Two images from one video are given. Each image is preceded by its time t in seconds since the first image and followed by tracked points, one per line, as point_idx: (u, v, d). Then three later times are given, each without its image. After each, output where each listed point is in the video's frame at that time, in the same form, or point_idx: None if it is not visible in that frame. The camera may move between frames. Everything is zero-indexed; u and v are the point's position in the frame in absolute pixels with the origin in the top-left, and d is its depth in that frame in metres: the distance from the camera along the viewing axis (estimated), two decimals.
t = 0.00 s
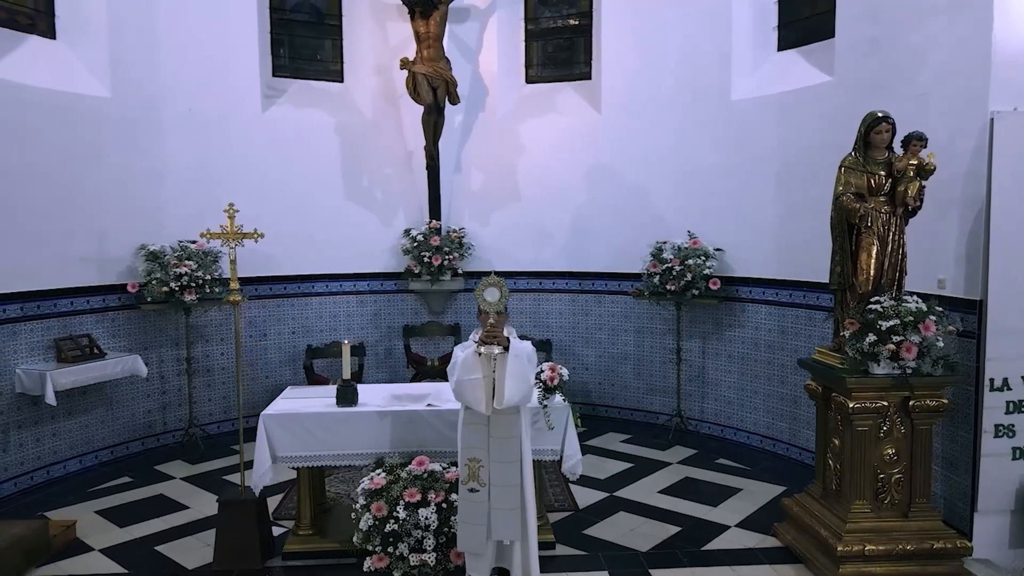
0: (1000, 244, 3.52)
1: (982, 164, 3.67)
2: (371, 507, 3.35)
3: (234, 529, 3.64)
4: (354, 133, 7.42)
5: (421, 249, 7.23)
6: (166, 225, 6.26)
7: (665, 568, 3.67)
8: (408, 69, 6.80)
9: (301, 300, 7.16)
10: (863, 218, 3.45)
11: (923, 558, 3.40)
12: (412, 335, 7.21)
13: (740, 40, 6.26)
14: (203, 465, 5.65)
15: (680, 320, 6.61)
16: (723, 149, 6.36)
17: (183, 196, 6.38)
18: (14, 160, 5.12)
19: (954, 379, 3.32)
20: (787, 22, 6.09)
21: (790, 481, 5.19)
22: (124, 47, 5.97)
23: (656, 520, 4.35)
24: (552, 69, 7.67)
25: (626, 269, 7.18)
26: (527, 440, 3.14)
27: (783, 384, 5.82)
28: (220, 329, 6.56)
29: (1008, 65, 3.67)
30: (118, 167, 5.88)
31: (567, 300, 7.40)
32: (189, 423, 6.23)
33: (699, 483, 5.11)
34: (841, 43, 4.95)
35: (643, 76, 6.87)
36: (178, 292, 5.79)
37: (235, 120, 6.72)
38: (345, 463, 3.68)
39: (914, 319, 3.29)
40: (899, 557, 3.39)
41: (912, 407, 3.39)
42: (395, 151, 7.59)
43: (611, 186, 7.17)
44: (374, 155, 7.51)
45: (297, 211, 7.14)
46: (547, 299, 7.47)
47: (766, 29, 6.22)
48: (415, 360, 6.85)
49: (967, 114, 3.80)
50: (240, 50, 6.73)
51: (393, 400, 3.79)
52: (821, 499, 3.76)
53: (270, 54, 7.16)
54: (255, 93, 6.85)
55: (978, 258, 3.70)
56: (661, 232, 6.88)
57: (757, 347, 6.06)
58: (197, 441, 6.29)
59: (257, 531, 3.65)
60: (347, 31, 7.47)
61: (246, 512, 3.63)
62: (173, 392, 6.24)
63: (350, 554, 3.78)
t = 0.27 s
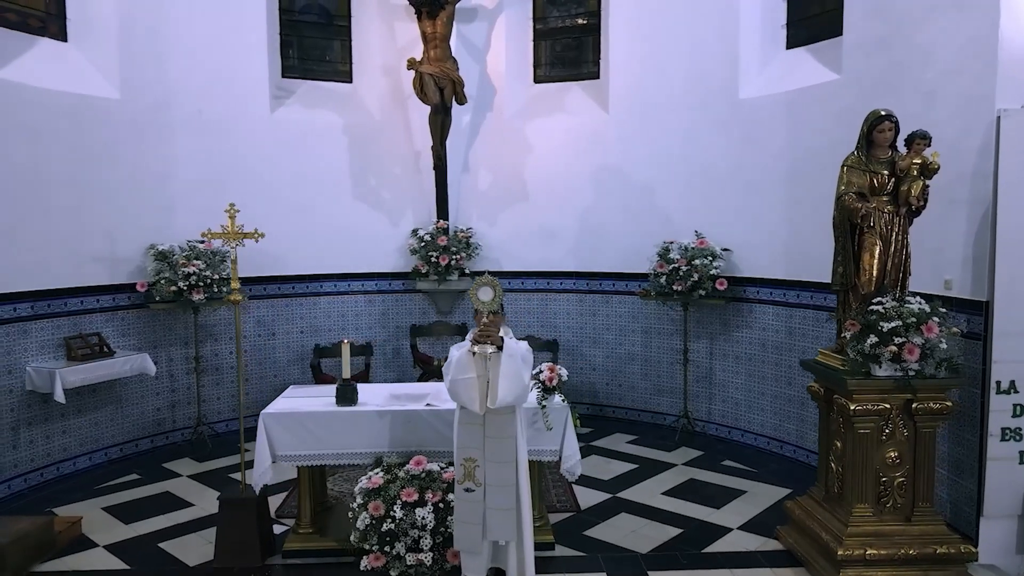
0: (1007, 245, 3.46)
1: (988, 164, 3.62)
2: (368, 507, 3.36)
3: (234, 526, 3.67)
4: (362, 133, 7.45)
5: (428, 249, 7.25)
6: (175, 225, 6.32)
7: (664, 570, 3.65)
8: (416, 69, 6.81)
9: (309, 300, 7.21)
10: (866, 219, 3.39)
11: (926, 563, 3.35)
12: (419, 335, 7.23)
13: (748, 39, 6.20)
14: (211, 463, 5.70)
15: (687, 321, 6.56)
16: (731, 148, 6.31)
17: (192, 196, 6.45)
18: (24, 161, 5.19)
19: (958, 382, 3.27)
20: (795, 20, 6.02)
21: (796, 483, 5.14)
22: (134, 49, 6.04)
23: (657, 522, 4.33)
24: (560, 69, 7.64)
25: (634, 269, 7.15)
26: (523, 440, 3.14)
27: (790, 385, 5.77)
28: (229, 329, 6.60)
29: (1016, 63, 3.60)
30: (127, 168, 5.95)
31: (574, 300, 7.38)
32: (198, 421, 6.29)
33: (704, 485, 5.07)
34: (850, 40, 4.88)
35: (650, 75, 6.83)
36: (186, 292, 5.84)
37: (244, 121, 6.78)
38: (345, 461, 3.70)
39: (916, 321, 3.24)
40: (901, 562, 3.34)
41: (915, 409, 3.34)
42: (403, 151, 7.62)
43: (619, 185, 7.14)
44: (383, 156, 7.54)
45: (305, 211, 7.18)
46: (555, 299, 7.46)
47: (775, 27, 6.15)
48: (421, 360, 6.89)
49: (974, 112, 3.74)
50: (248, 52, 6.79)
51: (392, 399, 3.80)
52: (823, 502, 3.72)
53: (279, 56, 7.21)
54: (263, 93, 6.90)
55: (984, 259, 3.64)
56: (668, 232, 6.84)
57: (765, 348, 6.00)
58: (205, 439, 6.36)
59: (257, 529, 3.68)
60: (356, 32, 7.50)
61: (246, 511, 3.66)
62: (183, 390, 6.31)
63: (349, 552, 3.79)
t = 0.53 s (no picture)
0: (1014, 245, 3.39)
1: (996, 163, 3.55)
2: (365, 506, 3.37)
3: (235, 524, 3.70)
4: (371, 133, 7.49)
5: (436, 249, 7.26)
6: (186, 226, 6.40)
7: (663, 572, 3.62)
8: (423, 70, 6.83)
9: (318, 300, 7.25)
10: (868, 218, 3.33)
11: (930, 570, 3.29)
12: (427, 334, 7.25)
13: (757, 37, 6.14)
14: (219, 461, 5.76)
15: (695, 322, 6.51)
16: (739, 147, 6.25)
17: (203, 196, 6.52)
18: (37, 161, 5.28)
19: (962, 385, 3.21)
20: (805, 17, 5.94)
21: (803, 486, 5.08)
22: (145, 52, 6.12)
23: (660, 524, 4.29)
24: (569, 68, 7.61)
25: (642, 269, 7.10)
26: (518, 440, 3.12)
27: (799, 387, 5.69)
28: (238, 328, 6.65)
29: None
30: (138, 168, 6.04)
31: (583, 300, 7.35)
32: (207, 420, 6.36)
33: (709, 487, 5.02)
34: (858, 38, 4.81)
35: (659, 74, 6.79)
36: (195, 291, 5.91)
37: (254, 122, 6.84)
38: (344, 461, 3.71)
39: (919, 322, 3.18)
40: (904, 567, 3.28)
41: (918, 413, 3.28)
42: (412, 151, 7.64)
43: (627, 185, 7.10)
44: (392, 156, 7.57)
45: (314, 211, 7.23)
46: (563, 299, 7.44)
47: (784, 25, 6.08)
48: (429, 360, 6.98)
49: (982, 111, 3.67)
50: (258, 54, 6.85)
51: (391, 399, 3.81)
52: (826, 506, 3.66)
53: (289, 57, 7.26)
54: (273, 94, 6.96)
55: (991, 260, 3.58)
56: (677, 232, 6.80)
57: (773, 350, 5.94)
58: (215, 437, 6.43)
59: (257, 527, 3.71)
60: (366, 33, 7.53)
61: (246, 509, 3.69)
62: (193, 388, 6.38)
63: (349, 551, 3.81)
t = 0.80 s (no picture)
0: (1022, 245, 3.31)
1: (1003, 162, 3.48)
2: (362, 505, 3.39)
3: (236, 521, 3.74)
4: (382, 133, 7.52)
5: (446, 249, 7.27)
6: (197, 226, 6.48)
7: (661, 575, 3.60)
8: (432, 70, 6.84)
9: (329, 299, 7.30)
10: (871, 217, 3.28)
11: None
12: (436, 334, 7.27)
13: (767, 35, 6.06)
14: (228, 458, 5.83)
15: (704, 322, 6.45)
16: (749, 147, 6.18)
17: (214, 197, 6.60)
18: (50, 163, 5.36)
19: (966, 388, 3.14)
20: (817, 14, 5.85)
21: (810, 489, 5.01)
22: (158, 54, 6.21)
23: (661, 526, 4.26)
24: (580, 68, 7.56)
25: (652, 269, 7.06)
26: (513, 441, 3.12)
27: (808, 388, 5.62)
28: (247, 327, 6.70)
29: None
30: (150, 169, 6.11)
31: (592, 300, 7.32)
32: (217, 417, 6.43)
33: (714, 489, 4.97)
34: (868, 35, 4.74)
35: (669, 73, 6.73)
36: (205, 290, 5.99)
37: (265, 123, 6.91)
38: (343, 460, 3.73)
39: (921, 324, 3.13)
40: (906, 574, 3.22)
41: (921, 416, 3.22)
42: (422, 151, 7.66)
43: (637, 185, 7.06)
44: (402, 156, 7.60)
45: (325, 211, 7.28)
46: (572, 299, 7.42)
47: (796, 22, 5.98)
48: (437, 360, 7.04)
49: (990, 108, 3.59)
50: (268, 55, 6.90)
51: (390, 399, 3.82)
52: (828, 511, 3.61)
53: (301, 58, 7.31)
54: (284, 95, 7.02)
55: (998, 260, 3.50)
56: (686, 232, 6.74)
57: (782, 351, 5.87)
58: (225, 435, 6.50)
59: (257, 524, 3.75)
60: (376, 34, 7.57)
61: (247, 506, 3.73)
62: (204, 386, 6.46)
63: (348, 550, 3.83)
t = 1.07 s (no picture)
0: None
1: (1009, 160, 3.42)
2: (360, 504, 3.39)
3: (236, 519, 3.77)
4: (390, 133, 7.55)
5: (453, 249, 7.28)
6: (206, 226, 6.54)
7: None
8: (439, 70, 6.85)
9: (337, 299, 7.33)
10: (872, 217, 3.24)
11: None
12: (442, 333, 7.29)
13: (775, 33, 6.01)
14: (234, 456, 5.88)
15: (711, 323, 6.40)
16: (757, 146, 6.12)
17: (223, 197, 6.67)
18: (61, 164, 5.43)
19: (969, 390, 3.09)
20: (825, 12, 5.78)
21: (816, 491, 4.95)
22: (167, 56, 6.27)
23: (663, 528, 4.24)
24: (587, 67, 7.53)
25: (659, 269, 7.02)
26: (508, 441, 3.12)
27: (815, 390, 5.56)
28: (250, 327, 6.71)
29: None
30: (159, 170, 6.18)
31: (600, 301, 7.30)
32: (225, 416, 6.49)
33: (718, 490, 4.93)
34: (875, 33, 4.68)
35: (677, 72, 6.69)
36: (213, 290, 6.05)
37: (274, 124, 6.97)
38: (342, 459, 3.75)
39: (922, 325, 3.08)
40: None
41: (923, 419, 3.18)
42: (430, 152, 7.68)
43: (644, 185, 7.02)
44: (410, 156, 7.62)
45: (333, 211, 7.32)
46: (579, 299, 7.40)
47: (804, 20, 5.92)
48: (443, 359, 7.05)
49: (996, 106, 3.53)
50: (277, 56, 6.95)
51: (389, 399, 3.84)
52: (830, 514, 3.57)
53: (309, 59, 7.35)
54: (292, 96, 7.07)
55: (1004, 260, 3.44)
56: (693, 232, 6.70)
57: (790, 352, 5.81)
58: (233, 433, 6.56)
59: (258, 522, 3.77)
60: (385, 34, 7.60)
61: (248, 504, 3.75)
62: (212, 385, 6.51)
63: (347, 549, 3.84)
